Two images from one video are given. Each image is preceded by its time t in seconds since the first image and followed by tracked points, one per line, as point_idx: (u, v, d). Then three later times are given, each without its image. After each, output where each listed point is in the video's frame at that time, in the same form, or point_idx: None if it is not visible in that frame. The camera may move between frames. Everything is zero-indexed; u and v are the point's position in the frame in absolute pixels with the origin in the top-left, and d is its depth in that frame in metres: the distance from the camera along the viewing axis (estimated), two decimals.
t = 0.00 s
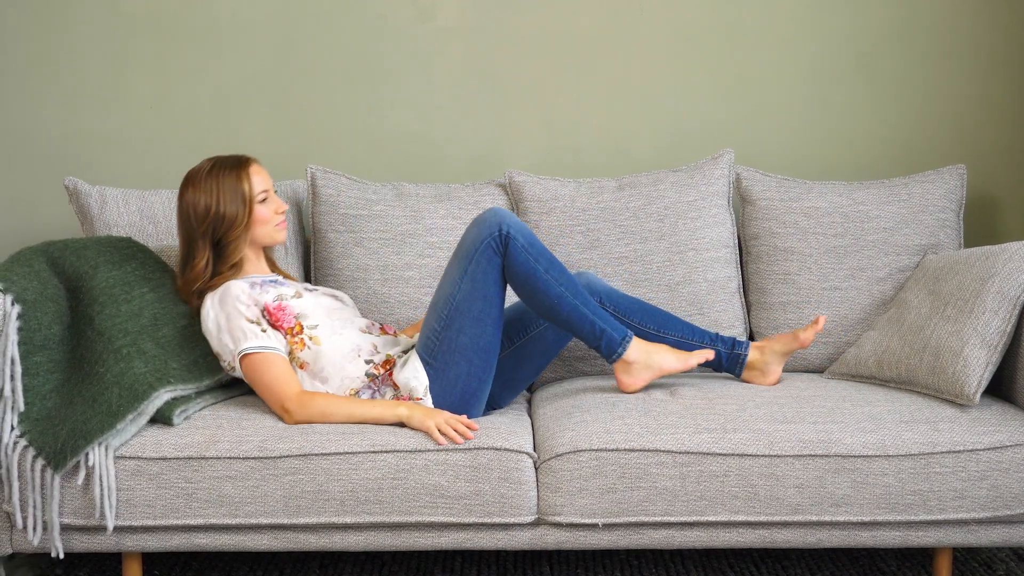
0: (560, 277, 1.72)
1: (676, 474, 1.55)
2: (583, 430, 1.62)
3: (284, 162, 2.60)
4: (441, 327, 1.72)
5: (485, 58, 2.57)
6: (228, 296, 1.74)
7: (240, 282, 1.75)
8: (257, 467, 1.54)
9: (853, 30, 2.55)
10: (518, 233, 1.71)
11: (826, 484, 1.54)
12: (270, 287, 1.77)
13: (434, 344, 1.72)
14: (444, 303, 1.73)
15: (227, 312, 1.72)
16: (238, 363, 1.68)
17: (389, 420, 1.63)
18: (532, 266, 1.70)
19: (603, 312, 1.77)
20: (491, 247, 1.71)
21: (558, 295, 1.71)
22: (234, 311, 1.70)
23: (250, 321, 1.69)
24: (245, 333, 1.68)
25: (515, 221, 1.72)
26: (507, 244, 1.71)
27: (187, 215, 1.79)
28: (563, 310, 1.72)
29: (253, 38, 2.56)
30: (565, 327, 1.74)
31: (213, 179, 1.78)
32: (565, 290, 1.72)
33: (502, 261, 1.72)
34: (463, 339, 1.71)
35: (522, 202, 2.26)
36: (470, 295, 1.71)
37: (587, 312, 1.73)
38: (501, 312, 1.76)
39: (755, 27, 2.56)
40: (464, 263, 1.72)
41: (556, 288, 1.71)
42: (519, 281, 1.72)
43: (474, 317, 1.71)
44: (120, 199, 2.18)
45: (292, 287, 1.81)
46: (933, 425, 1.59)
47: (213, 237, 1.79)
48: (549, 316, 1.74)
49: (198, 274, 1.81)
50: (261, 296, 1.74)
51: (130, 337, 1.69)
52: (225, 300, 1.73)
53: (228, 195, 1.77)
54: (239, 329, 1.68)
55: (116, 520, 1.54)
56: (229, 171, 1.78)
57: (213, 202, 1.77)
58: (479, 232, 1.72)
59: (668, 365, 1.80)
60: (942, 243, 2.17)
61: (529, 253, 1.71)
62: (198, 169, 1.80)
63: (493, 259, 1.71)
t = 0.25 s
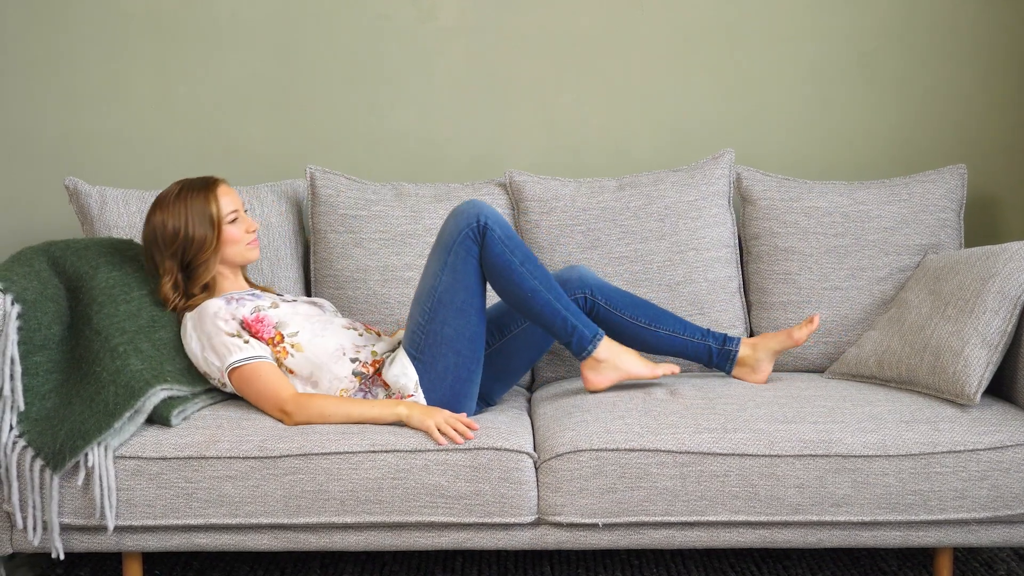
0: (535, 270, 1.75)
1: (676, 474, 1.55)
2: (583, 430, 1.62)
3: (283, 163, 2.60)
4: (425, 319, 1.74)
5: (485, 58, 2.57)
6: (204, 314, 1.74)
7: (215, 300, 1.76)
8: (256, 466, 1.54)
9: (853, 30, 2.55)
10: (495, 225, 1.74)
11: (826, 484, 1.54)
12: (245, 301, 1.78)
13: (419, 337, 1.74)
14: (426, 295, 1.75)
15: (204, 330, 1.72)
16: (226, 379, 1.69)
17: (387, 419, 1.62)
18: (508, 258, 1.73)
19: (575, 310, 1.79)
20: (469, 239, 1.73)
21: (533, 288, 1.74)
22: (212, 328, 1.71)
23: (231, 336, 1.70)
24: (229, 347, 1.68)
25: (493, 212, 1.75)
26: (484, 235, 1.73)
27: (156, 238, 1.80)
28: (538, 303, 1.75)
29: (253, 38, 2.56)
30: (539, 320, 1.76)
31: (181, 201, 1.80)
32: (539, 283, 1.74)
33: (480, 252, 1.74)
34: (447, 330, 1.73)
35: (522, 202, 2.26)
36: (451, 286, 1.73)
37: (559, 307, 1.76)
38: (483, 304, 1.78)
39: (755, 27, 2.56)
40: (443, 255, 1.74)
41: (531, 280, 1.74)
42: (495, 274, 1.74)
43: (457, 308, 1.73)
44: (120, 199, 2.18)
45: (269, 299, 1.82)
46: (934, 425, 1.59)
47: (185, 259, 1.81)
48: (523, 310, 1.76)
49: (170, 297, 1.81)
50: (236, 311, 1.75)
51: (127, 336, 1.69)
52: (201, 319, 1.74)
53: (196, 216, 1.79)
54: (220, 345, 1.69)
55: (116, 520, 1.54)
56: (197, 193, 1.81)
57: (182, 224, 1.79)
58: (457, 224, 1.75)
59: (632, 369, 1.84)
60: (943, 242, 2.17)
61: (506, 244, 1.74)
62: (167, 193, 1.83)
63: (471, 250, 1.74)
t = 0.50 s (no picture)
0: (508, 262, 1.75)
1: (677, 474, 1.55)
2: (584, 430, 1.62)
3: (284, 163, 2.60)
4: (411, 308, 1.75)
5: (485, 58, 2.57)
6: (194, 323, 1.74)
7: (201, 309, 1.75)
8: (257, 466, 1.54)
9: (854, 30, 2.55)
10: (475, 213, 1.74)
11: (827, 484, 1.54)
12: (231, 308, 1.78)
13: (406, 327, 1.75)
14: (411, 285, 1.76)
15: (196, 340, 1.72)
16: (222, 385, 1.70)
17: (388, 416, 1.63)
18: (484, 248, 1.74)
19: (545, 308, 1.80)
20: (448, 226, 1.73)
21: (506, 280, 1.74)
22: (204, 337, 1.71)
23: (224, 342, 1.70)
24: (222, 353, 1.69)
25: (472, 200, 1.75)
26: (463, 223, 1.73)
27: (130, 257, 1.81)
28: (513, 294, 1.75)
29: (253, 38, 2.56)
30: (509, 314, 1.77)
31: (151, 217, 1.81)
32: (512, 276, 1.75)
33: (459, 241, 1.75)
34: (434, 318, 1.74)
35: (523, 201, 2.26)
36: (434, 275, 1.74)
37: (528, 302, 1.76)
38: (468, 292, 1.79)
39: (755, 26, 2.56)
40: (425, 244, 1.75)
41: (504, 273, 1.75)
42: (474, 264, 1.74)
43: (443, 297, 1.74)
44: (121, 199, 2.18)
45: (253, 304, 1.82)
46: (935, 425, 1.59)
47: (163, 274, 1.82)
48: (497, 303, 1.77)
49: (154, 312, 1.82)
50: (225, 318, 1.75)
51: (127, 336, 1.69)
52: (192, 330, 1.73)
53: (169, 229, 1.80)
54: (214, 354, 1.69)
55: (116, 520, 1.54)
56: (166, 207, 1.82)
57: (156, 239, 1.80)
58: (435, 212, 1.75)
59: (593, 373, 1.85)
60: (944, 242, 2.17)
61: (483, 234, 1.74)
62: (134, 213, 1.83)
63: (451, 239, 1.74)
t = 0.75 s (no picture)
0: (510, 262, 1.76)
1: (679, 474, 1.55)
2: (585, 430, 1.62)
3: (284, 163, 2.60)
4: (413, 303, 1.74)
5: (486, 58, 2.57)
6: (188, 329, 1.74)
7: (194, 316, 1.76)
8: (258, 466, 1.54)
9: (855, 30, 2.55)
10: (480, 210, 1.74)
11: (829, 484, 1.54)
12: (224, 313, 1.79)
13: (409, 322, 1.74)
14: (415, 279, 1.75)
15: (190, 345, 1.72)
16: (218, 390, 1.70)
17: (388, 416, 1.62)
18: (487, 245, 1.74)
19: (544, 310, 1.80)
20: (453, 221, 1.73)
21: (507, 279, 1.75)
22: (198, 342, 1.71)
23: (218, 346, 1.70)
24: (216, 357, 1.69)
25: (477, 197, 1.75)
26: (468, 219, 1.73)
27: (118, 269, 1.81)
28: (513, 295, 1.75)
29: (254, 38, 2.56)
30: (507, 313, 1.77)
31: (133, 231, 1.81)
32: (513, 275, 1.75)
33: (463, 237, 1.74)
34: (437, 313, 1.73)
35: (524, 201, 2.25)
36: (438, 270, 1.74)
37: (528, 303, 1.77)
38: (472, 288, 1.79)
39: (755, 26, 2.56)
40: (429, 238, 1.74)
41: (505, 271, 1.75)
42: (477, 261, 1.74)
43: (446, 292, 1.74)
44: (121, 199, 2.18)
45: (246, 308, 1.83)
46: (937, 425, 1.59)
47: (151, 284, 1.82)
48: (497, 301, 1.77)
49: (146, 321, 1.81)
50: (219, 322, 1.75)
51: (127, 336, 1.69)
52: (186, 336, 1.73)
53: (150, 242, 1.79)
54: (208, 358, 1.69)
55: (116, 520, 1.54)
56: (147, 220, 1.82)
57: (139, 252, 1.80)
58: (441, 207, 1.74)
59: (590, 377, 1.85)
60: (945, 242, 2.17)
61: (487, 231, 1.74)
62: (120, 228, 1.84)
63: (455, 234, 1.74)
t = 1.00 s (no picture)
0: (535, 274, 1.75)
1: (680, 474, 1.55)
2: (587, 430, 1.62)
3: (285, 163, 2.60)
4: (433, 305, 1.75)
5: (487, 58, 2.57)
6: (188, 332, 1.74)
7: (194, 318, 1.76)
8: (258, 466, 1.54)
9: (856, 30, 2.55)
10: (510, 220, 1.73)
11: (830, 484, 1.54)
12: (224, 314, 1.79)
13: (427, 325, 1.75)
14: (437, 281, 1.75)
15: (190, 347, 1.72)
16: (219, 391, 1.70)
17: (388, 416, 1.62)
18: (514, 255, 1.73)
19: (565, 324, 1.79)
20: (481, 228, 1.72)
21: (530, 292, 1.74)
22: (197, 344, 1.72)
23: (218, 347, 1.70)
24: (215, 358, 1.69)
25: (509, 206, 1.74)
26: (497, 228, 1.72)
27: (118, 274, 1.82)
28: (533, 308, 1.75)
29: (255, 38, 2.56)
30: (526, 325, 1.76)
31: (130, 237, 1.82)
32: (536, 288, 1.75)
33: (490, 244, 1.73)
34: (455, 318, 1.74)
35: (525, 201, 2.25)
36: (461, 274, 1.73)
37: (548, 317, 1.76)
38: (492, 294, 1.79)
39: (756, 26, 2.56)
40: (456, 242, 1.74)
41: (529, 284, 1.74)
42: (500, 270, 1.73)
43: (466, 296, 1.74)
44: (123, 199, 2.18)
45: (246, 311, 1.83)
46: (938, 425, 1.59)
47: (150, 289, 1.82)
48: (516, 311, 1.76)
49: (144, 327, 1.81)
50: (218, 324, 1.75)
51: (128, 336, 1.69)
52: (185, 338, 1.74)
53: (146, 248, 1.80)
54: (207, 359, 1.69)
55: (117, 520, 1.54)
56: (145, 227, 1.83)
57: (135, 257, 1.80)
58: (472, 212, 1.73)
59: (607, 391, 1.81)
60: (946, 242, 2.17)
61: (515, 241, 1.73)
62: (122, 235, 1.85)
63: (482, 240, 1.73)
